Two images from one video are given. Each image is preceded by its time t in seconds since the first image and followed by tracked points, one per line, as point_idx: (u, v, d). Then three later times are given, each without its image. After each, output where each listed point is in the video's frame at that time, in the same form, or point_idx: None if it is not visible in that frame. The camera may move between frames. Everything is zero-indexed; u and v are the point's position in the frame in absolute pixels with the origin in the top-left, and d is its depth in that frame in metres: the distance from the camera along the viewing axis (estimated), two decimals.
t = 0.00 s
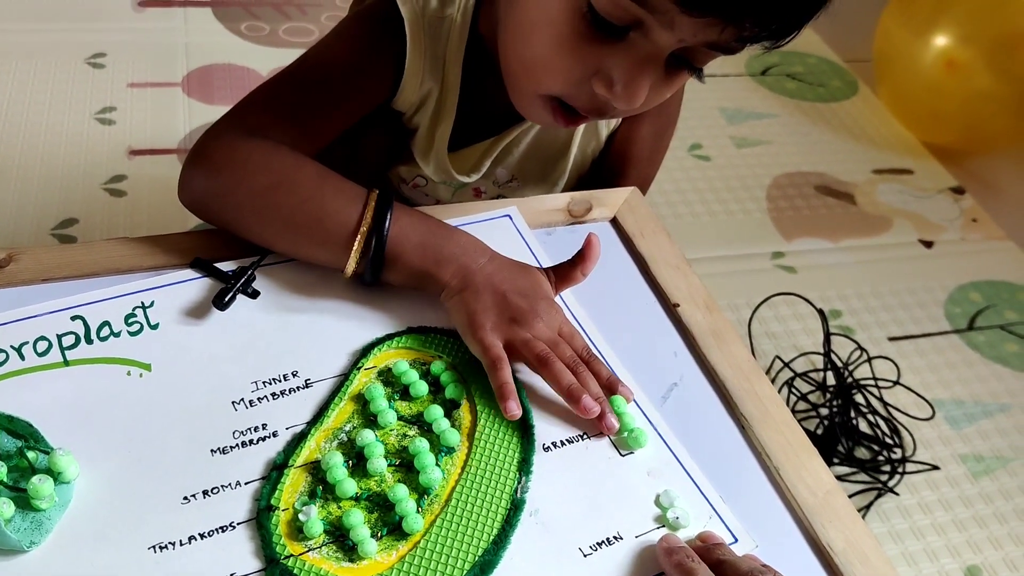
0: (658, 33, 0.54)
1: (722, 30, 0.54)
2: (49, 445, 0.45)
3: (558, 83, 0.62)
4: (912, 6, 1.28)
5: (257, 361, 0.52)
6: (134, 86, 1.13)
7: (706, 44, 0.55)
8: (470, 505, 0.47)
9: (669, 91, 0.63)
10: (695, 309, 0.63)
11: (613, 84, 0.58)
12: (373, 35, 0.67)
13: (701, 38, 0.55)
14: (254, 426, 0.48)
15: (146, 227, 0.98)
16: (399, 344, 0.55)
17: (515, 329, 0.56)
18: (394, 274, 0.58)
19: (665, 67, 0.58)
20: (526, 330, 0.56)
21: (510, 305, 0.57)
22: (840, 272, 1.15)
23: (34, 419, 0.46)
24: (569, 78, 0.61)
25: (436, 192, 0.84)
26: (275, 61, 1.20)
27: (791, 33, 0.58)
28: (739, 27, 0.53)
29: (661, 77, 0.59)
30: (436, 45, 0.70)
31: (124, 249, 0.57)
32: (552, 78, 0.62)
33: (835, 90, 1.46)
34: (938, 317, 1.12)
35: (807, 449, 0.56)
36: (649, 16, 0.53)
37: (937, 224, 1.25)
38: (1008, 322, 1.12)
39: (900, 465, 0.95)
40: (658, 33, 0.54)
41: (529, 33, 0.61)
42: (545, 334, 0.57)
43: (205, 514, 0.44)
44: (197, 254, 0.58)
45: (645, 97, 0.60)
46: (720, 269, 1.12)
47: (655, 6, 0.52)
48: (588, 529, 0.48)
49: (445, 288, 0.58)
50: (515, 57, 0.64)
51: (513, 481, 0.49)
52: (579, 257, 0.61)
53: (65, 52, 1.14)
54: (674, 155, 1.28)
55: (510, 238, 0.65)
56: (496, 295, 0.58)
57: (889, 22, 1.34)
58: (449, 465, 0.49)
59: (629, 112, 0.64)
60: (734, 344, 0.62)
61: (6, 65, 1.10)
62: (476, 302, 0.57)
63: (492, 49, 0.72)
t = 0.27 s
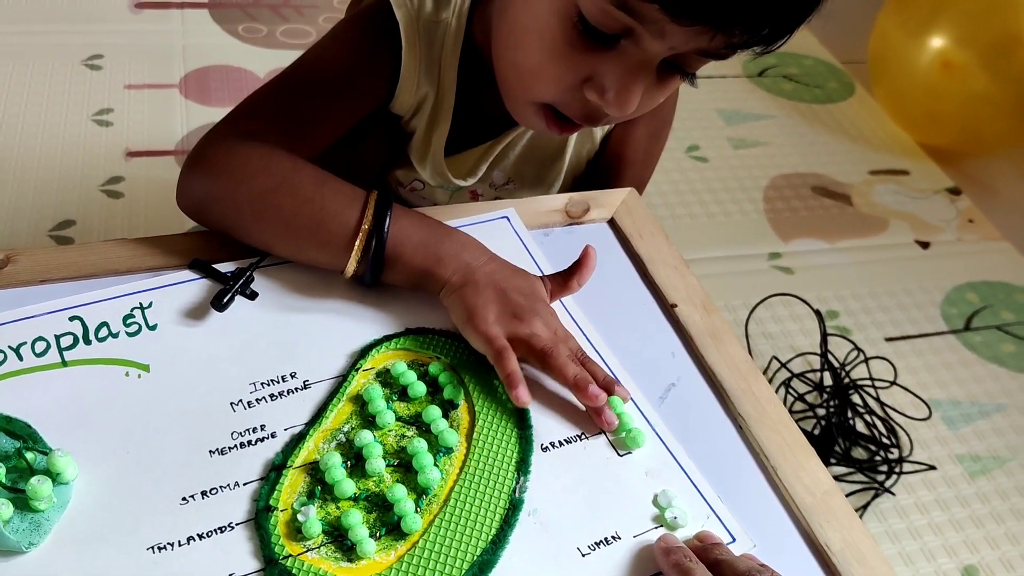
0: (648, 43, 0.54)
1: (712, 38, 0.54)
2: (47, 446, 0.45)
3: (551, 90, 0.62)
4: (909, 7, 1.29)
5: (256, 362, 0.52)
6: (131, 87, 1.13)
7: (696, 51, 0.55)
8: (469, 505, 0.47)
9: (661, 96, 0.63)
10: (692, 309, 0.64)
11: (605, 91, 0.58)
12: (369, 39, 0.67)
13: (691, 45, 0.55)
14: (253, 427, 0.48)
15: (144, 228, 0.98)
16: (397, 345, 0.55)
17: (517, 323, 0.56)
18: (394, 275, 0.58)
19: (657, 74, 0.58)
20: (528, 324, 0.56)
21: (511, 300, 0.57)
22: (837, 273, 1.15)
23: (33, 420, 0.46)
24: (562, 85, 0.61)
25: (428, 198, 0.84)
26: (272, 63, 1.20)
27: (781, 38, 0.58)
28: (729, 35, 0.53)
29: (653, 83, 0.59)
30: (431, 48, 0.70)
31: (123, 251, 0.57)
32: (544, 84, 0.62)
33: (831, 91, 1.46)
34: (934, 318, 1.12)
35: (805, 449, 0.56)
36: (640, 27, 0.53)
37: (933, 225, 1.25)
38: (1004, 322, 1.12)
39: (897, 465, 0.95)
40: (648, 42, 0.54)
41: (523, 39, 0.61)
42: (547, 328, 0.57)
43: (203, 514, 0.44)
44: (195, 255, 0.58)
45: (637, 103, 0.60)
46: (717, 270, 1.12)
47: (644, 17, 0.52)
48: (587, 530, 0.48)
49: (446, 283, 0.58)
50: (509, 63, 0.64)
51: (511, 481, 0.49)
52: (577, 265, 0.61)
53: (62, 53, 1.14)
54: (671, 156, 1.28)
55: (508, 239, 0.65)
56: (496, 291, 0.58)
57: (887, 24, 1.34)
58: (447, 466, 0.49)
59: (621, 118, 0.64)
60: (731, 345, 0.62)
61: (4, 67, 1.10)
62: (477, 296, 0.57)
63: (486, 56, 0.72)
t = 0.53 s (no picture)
0: (648, 44, 0.54)
1: (712, 39, 0.54)
2: (46, 447, 0.45)
3: (551, 92, 0.62)
4: (906, 8, 1.29)
5: (254, 364, 0.52)
6: (129, 89, 1.13)
7: (696, 53, 0.56)
8: (468, 505, 0.48)
9: (660, 96, 0.63)
10: (690, 309, 0.64)
11: (605, 92, 0.58)
12: (368, 41, 0.67)
13: (691, 46, 0.55)
14: (252, 428, 0.48)
15: (141, 230, 0.98)
16: (397, 345, 0.55)
17: (520, 317, 0.57)
18: (398, 273, 0.58)
19: (656, 74, 0.58)
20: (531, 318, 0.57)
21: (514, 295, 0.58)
22: (834, 274, 1.16)
23: (32, 421, 0.46)
24: (562, 86, 0.61)
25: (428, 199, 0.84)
26: (270, 65, 1.20)
27: (780, 38, 0.58)
28: (729, 35, 0.54)
29: (653, 83, 0.59)
30: (430, 49, 0.70)
31: (122, 252, 0.57)
32: (545, 86, 0.62)
33: (828, 93, 1.47)
34: (931, 319, 1.12)
35: (802, 449, 0.57)
36: (640, 27, 0.53)
37: (930, 226, 1.26)
38: (1001, 323, 1.13)
39: (894, 466, 0.95)
40: (649, 43, 0.54)
41: (523, 40, 0.61)
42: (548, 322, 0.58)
43: (203, 515, 0.44)
44: (194, 256, 0.58)
45: (636, 104, 0.60)
46: (714, 272, 1.12)
47: (645, 18, 0.52)
48: (585, 530, 0.48)
49: (449, 278, 0.58)
50: (509, 65, 0.64)
51: (510, 481, 0.49)
52: (578, 271, 0.62)
53: (60, 55, 1.14)
54: (668, 158, 1.28)
55: (506, 241, 0.65)
56: (500, 286, 0.58)
57: (883, 25, 1.35)
58: (446, 466, 0.49)
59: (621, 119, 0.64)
60: (729, 346, 0.62)
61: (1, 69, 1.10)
62: (481, 290, 0.58)
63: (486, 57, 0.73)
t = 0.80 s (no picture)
0: (651, 44, 0.54)
1: (714, 40, 0.54)
2: (44, 448, 0.45)
3: (553, 93, 0.62)
4: (904, 10, 1.29)
5: (251, 364, 0.52)
6: (126, 91, 1.13)
7: (699, 54, 0.56)
8: (465, 505, 0.48)
9: (661, 98, 0.63)
10: (687, 310, 0.64)
11: (608, 93, 0.58)
12: (366, 44, 0.67)
13: (693, 47, 0.55)
14: (249, 428, 0.48)
15: (138, 232, 0.98)
16: (394, 345, 0.55)
17: (524, 311, 0.58)
18: (402, 269, 0.59)
19: (659, 75, 0.59)
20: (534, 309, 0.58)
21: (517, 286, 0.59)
22: (831, 276, 1.16)
23: (29, 422, 0.46)
24: (564, 87, 0.61)
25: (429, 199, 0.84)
26: (267, 66, 1.20)
27: (782, 39, 0.58)
28: (731, 36, 0.54)
29: (654, 84, 0.59)
30: (430, 53, 0.70)
31: (119, 253, 0.57)
32: (547, 88, 0.62)
33: (825, 95, 1.47)
34: (928, 320, 1.12)
35: (799, 450, 0.57)
36: (643, 28, 0.53)
37: (927, 227, 1.26)
38: (997, 324, 1.13)
39: (891, 466, 0.95)
40: (651, 43, 0.54)
41: (524, 42, 0.61)
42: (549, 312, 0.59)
43: (200, 516, 0.44)
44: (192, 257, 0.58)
45: (639, 105, 0.60)
46: (712, 273, 1.13)
47: (649, 19, 0.52)
48: (581, 529, 0.48)
49: (454, 272, 0.59)
50: (511, 67, 0.64)
51: (507, 481, 0.49)
52: (583, 269, 0.63)
53: (57, 57, 1.14)
54: (666, 159, 1.28)
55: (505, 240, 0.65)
56: (503, 277, 0.59)
57: (880, 27, 1.35)
58: (444, 466, 0.49)
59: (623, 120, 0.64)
60: (726, 347, 0.62)
61: None
62: (486, 282, 0.58)
63: (486, 57, 0.73)
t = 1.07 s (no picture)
0: (651, 48, 0.54)
1: (714, 44, 0.54)
2: (42, 450, 0.45)
3: (553, 96, 0.62)
4: (901, 12, 1.29)
5: (250, 366, 0.52)
6: (124, 93, 1.13)
7: (698, 57, 0.56)
8: (464, 506, 0.48)
9: (661, 101, 0.64)
10: (686, 312, 0.64)
11: (608, 97, 0.59)
12: (365, 47, 0.67)
13: (693, 51, 0.55)
14: (248, 429, 0.48)
15: (136, 233, 0.98)
16: (393, 347, 0.55)
17: (510, 325, 0.57)
18: (389, 279, 0.58)
19: (659, 79, 0.59)
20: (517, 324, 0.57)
21: (500, 298, 0.58)
22: (829, 277, 1.16)
23: (27, 424, 0.46)
24: (564, 90, 0.61)
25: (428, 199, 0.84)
26: (265, 68, 1.20)
27: (781, 43, 0.58)
28: (731, 40, 0.54)
29: (654, 88, 0.59)
30: (430, 56, 0.71)
31: (118, 254, 0.57)
32: (547, 90, 0.62)
33: (822, 97, 1.47)
34: (925, 322, 1.13)
35: (798, 452, 0.57)
36: (643, 31, 0.53)
37: (924, 229, 1.26)
38: (994, 326, 1.13)
39: (889, 468, 0.95)
40: (651, 47, 0.54)
41: (524, 45, 0.61)
42: (533, 325, 0.57)
43: (199, 517, 0.44)
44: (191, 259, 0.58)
45: (638, 109, 0.60)
46: (709, 275, 1.13)
47: (649, 23, 0.52)
48: (580, 530, 0.48)
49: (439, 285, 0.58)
50: (511, 70, 0.64)
51: (506, 482, 0.49)
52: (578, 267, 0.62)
53: (55, 59, 1.14)
54: (663, 161, 1.28)
55: (502, 240, 0.65)
56: (486, 290, 0.58)
57: (877, 29, 1.35)
58: (443, 467, 0.49)
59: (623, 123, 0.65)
60: (725, 348, 0.62)
61: None
62: (470, 299, 0.57)
63: (485, 60, 0.73)
